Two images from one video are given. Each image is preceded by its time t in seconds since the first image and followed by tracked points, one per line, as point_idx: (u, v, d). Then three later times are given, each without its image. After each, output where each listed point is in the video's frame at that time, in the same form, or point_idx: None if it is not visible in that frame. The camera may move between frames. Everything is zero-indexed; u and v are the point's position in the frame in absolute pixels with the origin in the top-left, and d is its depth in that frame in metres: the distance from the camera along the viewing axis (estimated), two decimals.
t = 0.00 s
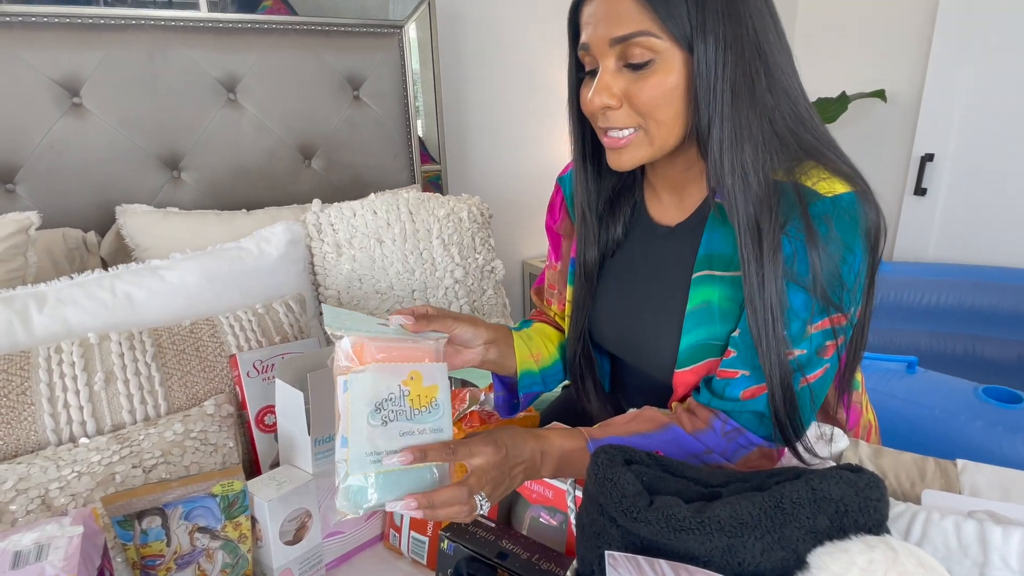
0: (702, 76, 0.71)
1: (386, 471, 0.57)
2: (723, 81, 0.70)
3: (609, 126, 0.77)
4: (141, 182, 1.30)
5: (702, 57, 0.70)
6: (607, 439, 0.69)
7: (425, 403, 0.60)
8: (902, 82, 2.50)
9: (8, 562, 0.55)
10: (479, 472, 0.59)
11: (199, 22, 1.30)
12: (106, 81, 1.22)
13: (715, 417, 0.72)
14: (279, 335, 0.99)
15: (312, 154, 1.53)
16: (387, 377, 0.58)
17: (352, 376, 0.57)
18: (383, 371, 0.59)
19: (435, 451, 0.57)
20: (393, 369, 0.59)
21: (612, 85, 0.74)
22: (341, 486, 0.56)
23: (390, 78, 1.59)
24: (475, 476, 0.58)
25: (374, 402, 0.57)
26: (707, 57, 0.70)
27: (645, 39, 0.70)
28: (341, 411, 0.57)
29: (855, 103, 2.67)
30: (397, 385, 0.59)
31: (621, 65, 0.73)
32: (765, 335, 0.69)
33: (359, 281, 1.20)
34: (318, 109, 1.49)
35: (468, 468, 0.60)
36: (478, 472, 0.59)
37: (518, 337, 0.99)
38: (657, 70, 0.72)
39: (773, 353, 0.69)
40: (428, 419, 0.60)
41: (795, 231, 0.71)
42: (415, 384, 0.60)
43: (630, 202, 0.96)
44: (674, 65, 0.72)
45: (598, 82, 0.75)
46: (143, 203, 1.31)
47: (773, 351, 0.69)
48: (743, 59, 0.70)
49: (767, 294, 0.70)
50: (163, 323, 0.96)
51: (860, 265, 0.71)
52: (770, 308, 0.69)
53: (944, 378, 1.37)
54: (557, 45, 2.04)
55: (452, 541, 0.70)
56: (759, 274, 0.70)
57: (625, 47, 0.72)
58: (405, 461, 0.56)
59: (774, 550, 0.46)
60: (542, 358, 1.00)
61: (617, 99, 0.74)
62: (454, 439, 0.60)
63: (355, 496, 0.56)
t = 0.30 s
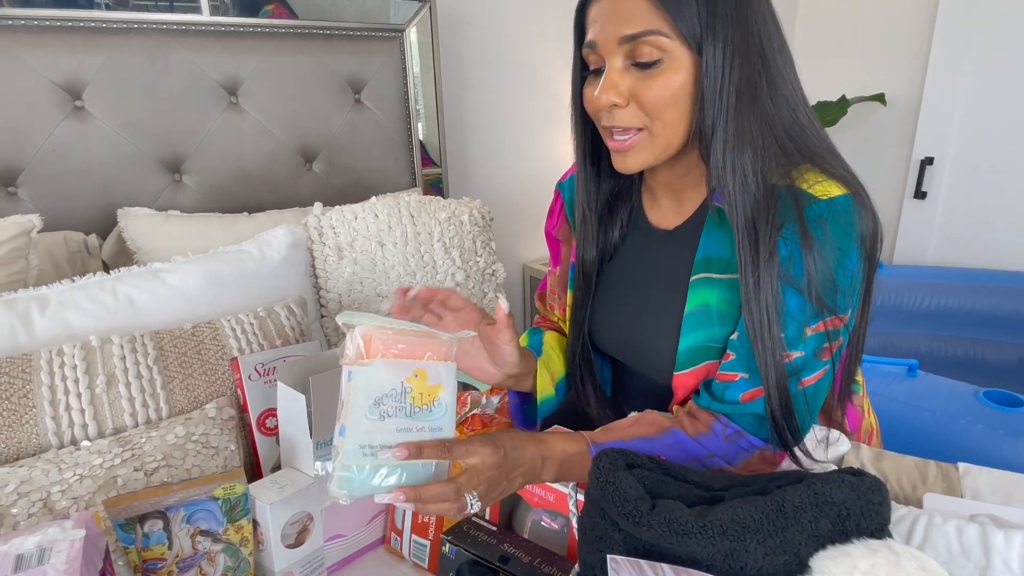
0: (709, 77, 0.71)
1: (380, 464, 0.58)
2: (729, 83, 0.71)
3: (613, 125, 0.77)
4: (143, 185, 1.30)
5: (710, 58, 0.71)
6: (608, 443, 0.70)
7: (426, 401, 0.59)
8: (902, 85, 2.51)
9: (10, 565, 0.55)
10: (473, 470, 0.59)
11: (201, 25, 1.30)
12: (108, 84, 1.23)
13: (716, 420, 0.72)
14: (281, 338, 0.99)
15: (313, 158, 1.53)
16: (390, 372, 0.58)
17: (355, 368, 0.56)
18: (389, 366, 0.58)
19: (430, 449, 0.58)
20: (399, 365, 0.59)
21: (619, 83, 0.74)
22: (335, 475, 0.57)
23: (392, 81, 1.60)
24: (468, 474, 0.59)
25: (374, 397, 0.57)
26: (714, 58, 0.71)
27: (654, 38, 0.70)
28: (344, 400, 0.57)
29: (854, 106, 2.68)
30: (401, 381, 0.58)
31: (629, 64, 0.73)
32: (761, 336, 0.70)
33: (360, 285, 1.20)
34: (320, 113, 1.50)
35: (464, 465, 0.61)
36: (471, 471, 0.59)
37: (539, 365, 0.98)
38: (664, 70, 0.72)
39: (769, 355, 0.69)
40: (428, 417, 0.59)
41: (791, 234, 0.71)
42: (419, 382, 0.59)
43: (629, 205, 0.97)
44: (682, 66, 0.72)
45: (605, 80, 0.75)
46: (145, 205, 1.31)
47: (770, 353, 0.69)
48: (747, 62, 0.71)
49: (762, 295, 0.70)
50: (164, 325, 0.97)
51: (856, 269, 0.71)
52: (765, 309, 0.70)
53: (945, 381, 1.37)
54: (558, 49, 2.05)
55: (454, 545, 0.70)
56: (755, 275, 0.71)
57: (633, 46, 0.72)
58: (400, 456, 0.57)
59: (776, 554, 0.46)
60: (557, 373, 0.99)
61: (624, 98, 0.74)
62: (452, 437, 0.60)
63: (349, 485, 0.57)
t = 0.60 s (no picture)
0: (715, 81, 0.71)
1: (385, 475, 0.57)
2: (735, 87, 0.71)
3: (617, 127, 0.77)
4: (143, 188, 1.30)
5: (717, 62, 0.71)
6: (608, 445, 0.70)
7: (425, 407, 0.60)
8: (902, 87, 2.51)
9: (11, 568, 0.55)
10: (480, 475, 0.59)
11: (202, 28, 1.30)
12: (109, 87, 1.23)
13: (715, 421, 0.72)
14: (281, 340, 0.99)
15: (314, 160, 1.53)
16: (387, 381, 0.59)
17: (355, 380, 0.57)
18: (383, 377, 0.59)
19: (436, 456, 0.57)
20: (394, 374, 0.59)
21: (625, 85, 0.73)
22: (340, 490, 0.56)
23: (392, 84, 1.60)
24: (476, 479, 0.59)
25: (376, 406, 0.57)
26: (722, 62, 0.71)
27: (663, 41, 0.70)
28: (342, 415, 0.58)
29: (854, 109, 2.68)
30: (398, 390, 0.59)
31: (636, 66, 0.73)
32: (758, 339, 0.70)
33: (361, 287, 1.20)
34: (320, 116, 1.50)
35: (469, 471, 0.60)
36: (478, 476, 0.59)
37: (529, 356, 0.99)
38: (671, 73, 0.72)
39: (766, 357, 0.70)
40: (429, 423, 0.60)
41: (789, 236, 0.71)
42: (415, 388, 0.60)
43: (630, 206, 0.97)
44: (688, 70, 0.72)
45: (611, 82, 0.75)
46: (145, 208, 1.31)
47: (766, 355, 0.70)
48: (753, 66, 0.71)
49: (760, 298, 0.70)
50: (165, 329, 0.97)
51: (854, 272, 0.71)
52: (762, 312, 0.70)
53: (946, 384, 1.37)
54: (558, 52, 2.05)
55: (454, 548, 0.71)
56: (752, 278, 0.71)
57: (642, 47, 0.72)
58: (406, 464, 0.56)
59: (776, 557, 0.47)
60: (546, 372, 1.00)
61: (630, 100, 0.74)
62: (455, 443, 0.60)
63: (356, 500, 0.57)
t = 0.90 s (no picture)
0: (724, 84, 0.71)
1: (388, 492, 0.57)
2: (743, 91, 0.71)
3: (623, 127, 0.77)
4: (144, 188, 1.30)
5: (727, 65, 0.71)
6: (609, 447, 0.70)
7: (418, 417, 0.60)
8: (902, 88, 2.51)
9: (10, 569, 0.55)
10: (482, 485, 0.59)
11: (202, 29, 1.30)
12: (109, 88, 1.23)
13: (716, 423, 0.72)
14: (281, 342, 0.98)
15: (314, 161, 1.53)
16: (376, 399, 0.59)
17: (340, 402, 0.57)
18: (370, 393, 0.59)
19: (437, 467, 0.57)
20: (382, 390, 0.60)
21: (634, 85, 0.73)
22: (344, 514, 0.56)
23: (393, 85, 1.60)
24: (478, 490, 0.59)
25: (367, 425, 0.57)
26: (732, 65, 0.71)
27: (672, 42, 0.70)
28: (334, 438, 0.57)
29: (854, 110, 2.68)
30: (388, 405, 0.59)
31: (645, 66, 0.73)
32: (758, 342, 0.70)
33: (361, 288, 1.20)
34: (321, 117, 1.50)
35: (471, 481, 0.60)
36: (479, 486, 0.59)
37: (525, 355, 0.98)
38: (680, 75, 0.72)
39: (766, 360, 0.70)
40: (424, 432, 0.60)
41: (790, 239, 0.71)
42: (405, 400, 0.60)
43: (632, 205, 0.97)
44: (697, 72, 0.72)
45: (619, 81, 0.74)
46: (145, 209, 1.31)
47: (767, 358, 0.70)
48: (762, 70, 0.71)
49: (760, 301, 0.70)
50: (165, 330, 0.97)
51: (855, 274, 0.71)
52: (763, 315, 0.70)
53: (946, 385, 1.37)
54: (558, 53, 2.05)
55: (455, 550, 0.71)
56: (754, 281, 0.71)
57: (651, 47, 0.71)
58: (407, 477, 0.56)
59: (778, 560, 0.46)
60: (545, 373, 1.00)
61: (637, 100, 0.73)
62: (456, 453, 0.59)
63: (360, 522, 0.56)
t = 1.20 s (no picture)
0: (735, 81, 0.71)
1: (388, 515, 0.57)
2: (753, 89, 0.71)
3: (631, 122, 0.76)
4: (144, 189, 1.30)
5: (737, 60, 0.71)
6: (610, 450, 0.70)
7: (410, 434, 0.60)
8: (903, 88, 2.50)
9: (11, 569, 0.55)
10: (487, 504, 0.57)
11: (203, 30, 1.30)
12: (110, 88, 1.23)
13: (716, 424, 0.72)
14: (282, 342, 0.99)
15: (315, 162, 1.53)
16: (362, 423, 0.58)
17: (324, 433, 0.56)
18: (356, 418, 0.58)
19: (441, 487, 0.55)
20: (367, 412, 0.59)
21: (642, 79, 0.73)
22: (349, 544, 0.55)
23: (393, 85, 1.60)
24: (482, 510, 0.57)
25: (356, 451, 0.57)
26: (743, 61, 0.71)
27: (683, 36, 0.70)
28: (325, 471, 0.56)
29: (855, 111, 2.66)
30: (377, 427, 0.59)
31: (654, 61, 0.73)
32: (762, 343, 0.70)
33: (361, 288, 1.20)
34: (321, 118, 1.50)
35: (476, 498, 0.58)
36: (484, 505, 0.57)
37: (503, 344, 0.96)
38: (690, 70, 0.71)
39: (768, 362, 0.69)
40: (417, 448, 0.60)
41: (796, 240, 0.71)
42: (393, 419, 0.60)
43: (637, 205, 0.97)
44: (706, 68, 0.72)
45: (627, 76, 0.74)
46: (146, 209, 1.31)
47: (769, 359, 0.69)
48: (773, 70, 0.71)
49: (765, 302, 0.70)
50: (166, 331, 0.97)
51: (859, 277, 0.71)
52: (768, 316, 0.69)
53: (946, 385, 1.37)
54: (558, 54, 2.05)
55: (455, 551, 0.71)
56: (760, 282, 0.71)
57: (661, 42, 0.71)
58: (411, 499, 0.55)
59: (778, 562, 0.46)
60: (522, 367, 0.97)
61: (645, 95, 0.73)
62: (461, 469, 0.58)
63: (366, 550, 0.55)
